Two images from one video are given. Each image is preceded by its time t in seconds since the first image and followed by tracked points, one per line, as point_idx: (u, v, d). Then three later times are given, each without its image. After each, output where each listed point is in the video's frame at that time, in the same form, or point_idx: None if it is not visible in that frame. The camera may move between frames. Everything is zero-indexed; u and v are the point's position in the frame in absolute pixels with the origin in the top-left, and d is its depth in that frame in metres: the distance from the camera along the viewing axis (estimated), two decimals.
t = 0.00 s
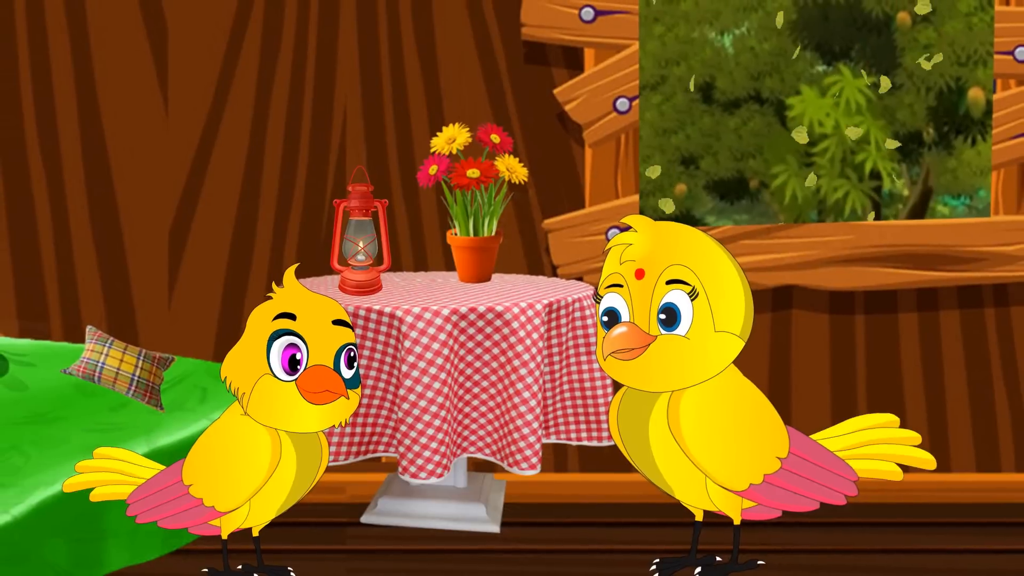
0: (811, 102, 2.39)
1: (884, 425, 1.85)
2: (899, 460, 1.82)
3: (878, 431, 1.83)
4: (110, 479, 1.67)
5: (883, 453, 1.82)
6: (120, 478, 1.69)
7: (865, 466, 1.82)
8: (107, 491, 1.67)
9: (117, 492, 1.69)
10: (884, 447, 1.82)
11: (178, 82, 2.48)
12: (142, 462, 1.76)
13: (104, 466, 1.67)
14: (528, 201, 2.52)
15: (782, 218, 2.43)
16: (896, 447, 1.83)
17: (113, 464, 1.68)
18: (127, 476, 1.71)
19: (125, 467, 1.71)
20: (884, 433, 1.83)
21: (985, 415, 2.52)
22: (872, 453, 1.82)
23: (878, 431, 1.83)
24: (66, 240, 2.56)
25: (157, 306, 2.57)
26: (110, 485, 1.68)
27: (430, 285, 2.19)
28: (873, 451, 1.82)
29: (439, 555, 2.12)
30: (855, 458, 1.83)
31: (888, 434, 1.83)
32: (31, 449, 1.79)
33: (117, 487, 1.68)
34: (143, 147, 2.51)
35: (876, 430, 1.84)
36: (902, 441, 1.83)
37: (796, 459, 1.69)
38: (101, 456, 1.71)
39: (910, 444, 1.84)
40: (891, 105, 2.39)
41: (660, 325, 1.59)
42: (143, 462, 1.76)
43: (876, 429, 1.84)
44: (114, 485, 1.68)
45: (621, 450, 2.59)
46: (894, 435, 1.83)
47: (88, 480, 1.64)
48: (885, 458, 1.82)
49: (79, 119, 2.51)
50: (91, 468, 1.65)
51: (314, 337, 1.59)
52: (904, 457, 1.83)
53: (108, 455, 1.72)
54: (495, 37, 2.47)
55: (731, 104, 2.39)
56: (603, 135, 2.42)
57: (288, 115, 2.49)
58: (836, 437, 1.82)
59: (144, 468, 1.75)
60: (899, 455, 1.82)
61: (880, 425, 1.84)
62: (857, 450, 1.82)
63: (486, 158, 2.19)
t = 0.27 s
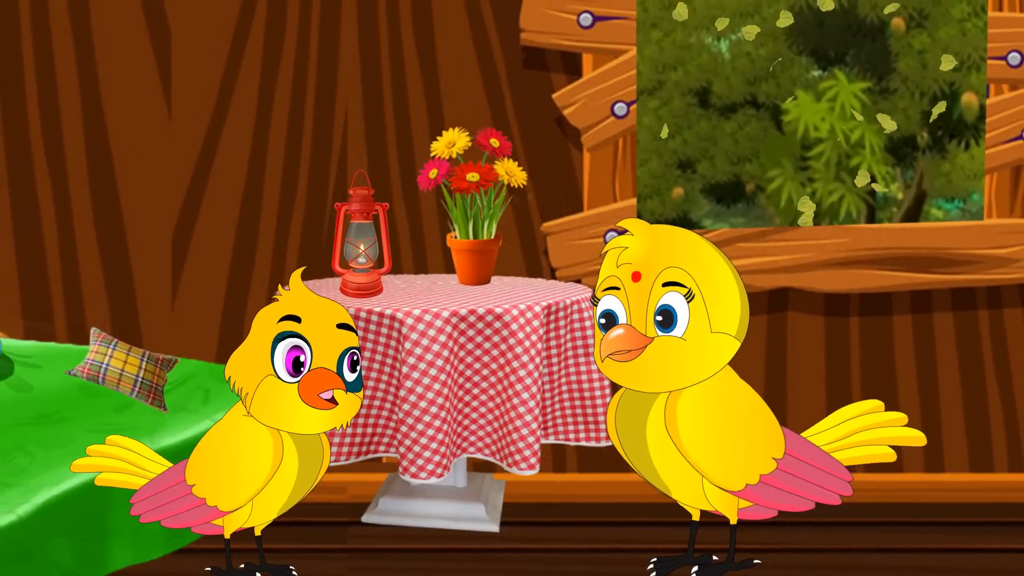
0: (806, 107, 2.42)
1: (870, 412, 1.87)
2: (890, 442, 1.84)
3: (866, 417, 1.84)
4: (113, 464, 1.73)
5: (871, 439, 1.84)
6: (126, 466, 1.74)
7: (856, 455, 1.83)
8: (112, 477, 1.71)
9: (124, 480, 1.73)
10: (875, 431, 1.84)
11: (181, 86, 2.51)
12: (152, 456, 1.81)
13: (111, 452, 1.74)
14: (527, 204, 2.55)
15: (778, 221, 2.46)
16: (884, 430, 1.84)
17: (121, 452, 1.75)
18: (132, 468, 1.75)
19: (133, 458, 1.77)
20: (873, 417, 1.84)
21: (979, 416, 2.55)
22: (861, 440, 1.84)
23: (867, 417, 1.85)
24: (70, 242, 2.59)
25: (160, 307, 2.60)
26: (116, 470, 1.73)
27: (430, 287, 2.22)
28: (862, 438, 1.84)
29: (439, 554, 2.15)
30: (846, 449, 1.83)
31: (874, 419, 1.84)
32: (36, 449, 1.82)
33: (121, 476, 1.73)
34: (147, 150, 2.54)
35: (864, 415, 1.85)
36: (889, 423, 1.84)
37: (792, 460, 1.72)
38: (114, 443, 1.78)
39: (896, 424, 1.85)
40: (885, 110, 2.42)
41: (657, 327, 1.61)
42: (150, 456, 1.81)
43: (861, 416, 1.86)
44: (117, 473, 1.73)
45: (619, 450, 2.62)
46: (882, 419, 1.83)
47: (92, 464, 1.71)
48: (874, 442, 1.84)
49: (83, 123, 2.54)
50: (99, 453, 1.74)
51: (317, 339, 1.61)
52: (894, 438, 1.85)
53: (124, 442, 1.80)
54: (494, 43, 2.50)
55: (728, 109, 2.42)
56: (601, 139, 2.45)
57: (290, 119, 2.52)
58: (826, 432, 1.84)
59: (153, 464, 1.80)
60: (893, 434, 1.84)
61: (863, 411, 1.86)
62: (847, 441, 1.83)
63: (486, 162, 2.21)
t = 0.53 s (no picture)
0: (806, 107, 2.42)
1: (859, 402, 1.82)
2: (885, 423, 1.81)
3: (858, 403, 1.82)
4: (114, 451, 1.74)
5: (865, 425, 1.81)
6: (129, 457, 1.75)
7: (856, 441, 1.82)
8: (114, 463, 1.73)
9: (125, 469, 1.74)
10: (868, 415, 1.81)
11: (181, 86, 2.51)
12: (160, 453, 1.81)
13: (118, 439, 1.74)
14: (527, 204, 2.55)
15: (777, 221, 2.46)
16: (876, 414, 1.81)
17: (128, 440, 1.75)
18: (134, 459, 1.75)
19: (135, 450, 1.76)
20: (864, 402, 1.81)
21: (979, 416, 2.55)
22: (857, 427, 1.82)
23: (859, 402, 1.82)
24: (70, 242, 2.59)
25: (160, 307, 2.60)
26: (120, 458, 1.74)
27: (430, 287, 2.22)
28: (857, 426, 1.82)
29: (439, 554, 2.15)
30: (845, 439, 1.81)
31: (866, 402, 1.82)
32: (36, 449, 1.82)
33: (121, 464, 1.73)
34: (147, 150, 2.54)
35: (855, 401, 1.82)
36: (883, 406, 1.79)
37: (792, 460, 1.72)
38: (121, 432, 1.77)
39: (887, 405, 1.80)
40: (885, 110, 2.42)
41: (656, 327, 1.61)
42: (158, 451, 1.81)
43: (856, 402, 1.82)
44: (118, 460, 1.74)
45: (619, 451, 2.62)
46: (872, 403, 1.80)
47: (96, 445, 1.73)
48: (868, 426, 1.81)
49: (83, 123, 2.54)
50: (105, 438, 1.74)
51: (315, 339, 1.62)
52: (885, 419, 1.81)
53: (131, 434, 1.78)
54: (494, 43, 2.50)
55: (728, 109, 2.42)
56: (601, 139, 2.45)
57: (290, 119, 2.52)
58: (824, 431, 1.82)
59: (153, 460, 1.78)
60: (887, 417, 1.80)
61: (857, 394, 1.83)
62: (843, 431, 1.81)
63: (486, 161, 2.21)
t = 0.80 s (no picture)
0: (806, 107, 2.42)
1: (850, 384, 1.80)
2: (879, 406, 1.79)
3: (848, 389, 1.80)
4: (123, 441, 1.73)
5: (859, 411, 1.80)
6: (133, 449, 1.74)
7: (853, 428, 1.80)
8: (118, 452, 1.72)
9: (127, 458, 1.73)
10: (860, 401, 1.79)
11: (181, 86, 2.51)
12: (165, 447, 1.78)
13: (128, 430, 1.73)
14: (527, 204, 2.55)
15: (778, 221, 2.46)
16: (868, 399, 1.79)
17: (138, 429, 1.74)
18: (143, 450, 1.75)
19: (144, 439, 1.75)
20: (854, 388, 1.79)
21: (978, 416, 2.55)
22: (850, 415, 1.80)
23: (849, 389, 1.80)
24: (70, 242, 2.59)
25: (160, 307, 2.60)
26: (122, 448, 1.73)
27: (430, 287, 2.22)
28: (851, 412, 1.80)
29: (439, 554, 2.15)
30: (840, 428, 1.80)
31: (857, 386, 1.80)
32: (36, 449, 1.82)
33: (129, 454, 1.73)
34: (147, 150, 2.54)
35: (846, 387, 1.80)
36: (876, 387, 1.76)
37: (792, 461, 1.72)
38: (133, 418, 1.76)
39: (881, 387, 1.78)
40: (885, 110, 2.42)
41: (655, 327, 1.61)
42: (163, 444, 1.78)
43: (848, 386, 1.80)
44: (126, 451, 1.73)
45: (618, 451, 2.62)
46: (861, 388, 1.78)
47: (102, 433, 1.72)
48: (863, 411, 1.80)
49: (83, 123, 2.54)
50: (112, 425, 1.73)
51: (313, 338, 1.61)
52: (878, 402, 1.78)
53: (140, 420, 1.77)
54: (494, 43, 2.50)
55: (728, 109, 2.42)
56: (601, 139, 2.45)
57: (290, 119, 2.52)
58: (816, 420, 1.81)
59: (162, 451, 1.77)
60: (879, 400, 1.78)
61: (848, 380, 1.81)
62: (837, 420, 1.80)
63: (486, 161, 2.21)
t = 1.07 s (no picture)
0: (806, 107, 2.42)
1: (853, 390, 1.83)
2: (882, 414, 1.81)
3: (854, 398, 1.81)
4: (119, 451, 1.73)
5: (859, 418, 1.81)
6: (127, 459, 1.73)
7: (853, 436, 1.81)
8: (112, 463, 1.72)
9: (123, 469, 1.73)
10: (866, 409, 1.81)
11: (181, 86, 2.51)
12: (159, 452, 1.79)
13: (123, 439, 1.73)
14: (527, 205, 2.55)
15: (778, 221, 2.46)
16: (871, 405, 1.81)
17: (132, 439, 1.75)
18: (139, 458, 1.75)
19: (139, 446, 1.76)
20: (861, 396, 1.81)
21: (978, 417, 2.55)
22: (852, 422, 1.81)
23: (855, 397, 1.81)
24: (70, 242, 2.59)
25: (160, 307, 2.60)
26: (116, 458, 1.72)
27: (430, 287, 2.22)
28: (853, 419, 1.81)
29: (439, 554, 2.15)
30: (840, 434, 1.81)
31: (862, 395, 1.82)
32: (36, 449, 1.82)
33: (126, 464, 1.73)
34: (147, 150, 2.54)
35: (852, 395, 1.82)
36: (881, 396, 1.80)
37: (791, 461, 1.72)
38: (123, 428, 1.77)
39: (884, 396, 1.81)
40: (885, 110, 2.42)
41: (655, 327, 1.61)
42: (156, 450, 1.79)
43: (850, 394, 1.83)
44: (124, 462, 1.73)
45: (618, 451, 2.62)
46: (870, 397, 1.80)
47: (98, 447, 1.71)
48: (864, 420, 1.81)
49: (83, 123, 2.54)
50: (106, 437, 1.72)
51: (310, 337, 1.61)
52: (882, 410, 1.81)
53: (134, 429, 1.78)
54: (494, 43, 2.50)
55: (728, 109, 2.42)
56: (601, 139, 2.45)
57: (290, 119, 2.52)
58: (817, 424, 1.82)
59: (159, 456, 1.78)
60: (883, 409, 1.80)
61: (854, 389, 1.82)
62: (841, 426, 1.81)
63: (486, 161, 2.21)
